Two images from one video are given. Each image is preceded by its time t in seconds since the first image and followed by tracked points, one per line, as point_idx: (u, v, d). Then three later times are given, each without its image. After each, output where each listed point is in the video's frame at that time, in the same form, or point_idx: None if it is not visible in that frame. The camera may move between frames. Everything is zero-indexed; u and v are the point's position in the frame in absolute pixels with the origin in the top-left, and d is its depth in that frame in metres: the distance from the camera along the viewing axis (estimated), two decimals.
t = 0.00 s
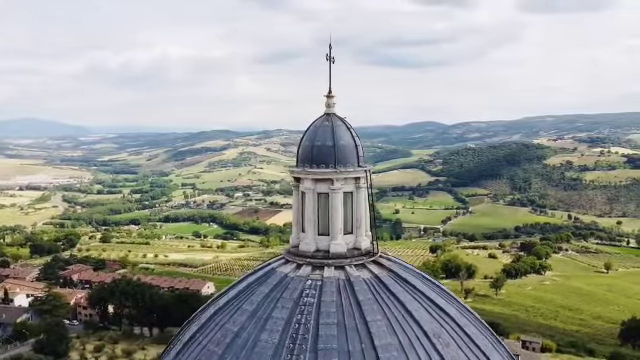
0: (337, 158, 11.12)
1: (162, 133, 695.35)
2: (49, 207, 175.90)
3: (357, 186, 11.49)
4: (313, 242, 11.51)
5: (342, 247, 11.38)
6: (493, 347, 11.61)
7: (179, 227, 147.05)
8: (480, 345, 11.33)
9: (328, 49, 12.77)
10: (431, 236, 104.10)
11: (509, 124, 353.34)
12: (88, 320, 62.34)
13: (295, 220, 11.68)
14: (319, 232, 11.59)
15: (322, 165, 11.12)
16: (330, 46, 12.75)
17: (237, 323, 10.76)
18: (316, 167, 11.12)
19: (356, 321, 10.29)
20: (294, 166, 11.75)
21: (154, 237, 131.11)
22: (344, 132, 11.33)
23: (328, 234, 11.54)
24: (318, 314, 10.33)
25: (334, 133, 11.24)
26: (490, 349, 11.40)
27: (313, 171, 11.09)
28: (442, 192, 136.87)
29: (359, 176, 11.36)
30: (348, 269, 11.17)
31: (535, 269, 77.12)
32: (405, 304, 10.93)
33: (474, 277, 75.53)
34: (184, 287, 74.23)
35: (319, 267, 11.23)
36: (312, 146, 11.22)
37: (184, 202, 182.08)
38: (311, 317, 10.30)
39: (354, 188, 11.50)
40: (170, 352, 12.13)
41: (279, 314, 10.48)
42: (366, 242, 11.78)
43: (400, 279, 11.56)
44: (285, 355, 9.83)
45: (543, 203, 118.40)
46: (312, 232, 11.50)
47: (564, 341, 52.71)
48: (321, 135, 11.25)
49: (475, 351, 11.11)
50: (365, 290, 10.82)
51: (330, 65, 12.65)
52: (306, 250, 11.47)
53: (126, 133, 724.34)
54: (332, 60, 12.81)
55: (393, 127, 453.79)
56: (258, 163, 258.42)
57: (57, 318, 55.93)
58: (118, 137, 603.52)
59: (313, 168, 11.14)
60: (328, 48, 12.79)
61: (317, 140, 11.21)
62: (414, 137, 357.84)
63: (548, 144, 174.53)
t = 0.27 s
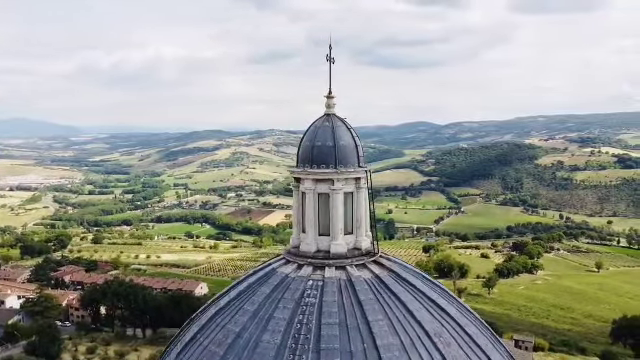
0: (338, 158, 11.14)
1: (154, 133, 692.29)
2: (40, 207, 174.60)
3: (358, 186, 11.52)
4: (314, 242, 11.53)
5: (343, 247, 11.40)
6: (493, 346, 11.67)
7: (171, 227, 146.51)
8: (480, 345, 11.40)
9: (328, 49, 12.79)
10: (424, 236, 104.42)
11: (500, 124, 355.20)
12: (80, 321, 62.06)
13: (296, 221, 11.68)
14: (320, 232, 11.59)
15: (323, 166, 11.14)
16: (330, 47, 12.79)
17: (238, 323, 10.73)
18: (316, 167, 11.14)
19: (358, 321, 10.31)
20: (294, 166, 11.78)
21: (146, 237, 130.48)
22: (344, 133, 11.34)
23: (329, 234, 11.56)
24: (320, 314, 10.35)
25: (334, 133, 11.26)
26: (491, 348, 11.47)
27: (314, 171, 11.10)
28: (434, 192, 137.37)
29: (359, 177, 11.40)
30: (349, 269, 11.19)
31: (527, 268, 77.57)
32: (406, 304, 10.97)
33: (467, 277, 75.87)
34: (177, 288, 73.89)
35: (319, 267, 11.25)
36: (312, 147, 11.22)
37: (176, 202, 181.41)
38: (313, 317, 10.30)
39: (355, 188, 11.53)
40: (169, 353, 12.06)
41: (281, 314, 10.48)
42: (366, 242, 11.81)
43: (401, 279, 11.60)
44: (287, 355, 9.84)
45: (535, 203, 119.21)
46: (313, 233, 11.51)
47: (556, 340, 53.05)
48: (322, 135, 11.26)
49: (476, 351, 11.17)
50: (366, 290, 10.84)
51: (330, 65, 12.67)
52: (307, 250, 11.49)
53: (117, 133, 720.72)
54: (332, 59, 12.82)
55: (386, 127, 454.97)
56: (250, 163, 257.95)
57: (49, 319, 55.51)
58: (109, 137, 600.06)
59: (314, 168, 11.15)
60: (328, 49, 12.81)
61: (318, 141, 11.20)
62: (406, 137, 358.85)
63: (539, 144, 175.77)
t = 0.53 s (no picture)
0: (338, 159, 11.14)
1: (146, 132, 688.95)
2: (30, 208, 173.13)
3: (358, 186, 11.52)
4: (314, 243, 11.52)
5: (343, 247, 11.41)
6: (493, 345, 11.78)
7: (163, 228, 145.86)
8: (481, 343, 11.47)
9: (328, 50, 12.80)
10: (417, 236, 104.63)
11: (492, 125, 356.99)
12: (72, 323, 61.69)
13: (296, 221, 11.66)
14: (320, 232, 11.60)
15: (323, 166, 11.15)
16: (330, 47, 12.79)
17: (239, 324, 10.71)
18: (317, 168, 11.15)
19: (360, 321, 10.32)
20: (294, 167, 11.78)
21: (138, 238, 129.77)
22: (344, 133, 11.33)
23: (329, 234, 11.58)
24: (321, 315, 10.34)
25: (335, 133, 11.25)
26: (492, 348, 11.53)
27: (314, 172, 11.12)
28: (427, 192, 137.78)
29: (359, 177, 11.40)
30: (349, 270, 11.20)
31: (520, 268, 78.00)
32: (407, 304, 10.99)
33: (460, 276, 76.13)
34: (170, 288, 73.59)
35: (320, 267, 11.25)
36: (313, 147, 11.22)
37: (168, 203, 180.66)
38: (314, 318, 10.30)
39: (355, 188, 11.54)
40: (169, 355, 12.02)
41: (282, 315, 10.46)
42: (367, 242, 11.81)
43: (400, 279, 11.63)
44: (289, 356, 9.83)
45: (526, 202, 119.96)
46: (313, 233, 11.51)
47: (549, 339, 53.38)
48: (322, 135, 11.27)
49: (477, 349, 11.21)
50: (367, 290, 10.85)
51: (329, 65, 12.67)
52: (307, 251, 11.48)
53: (108, 133, 716.84)
54: (332, 59, 12.81)
55: (379, 127, 455.97)
56: (243, 163, 257.43)
57: (41, 321, 55.05)
58: (101, 137, 596.18)
59: (314, 168, 11.16)
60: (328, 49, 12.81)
61: (319, 141, 11.21)
62: (399, 137, 359.68)
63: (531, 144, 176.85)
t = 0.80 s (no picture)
0: (338, 159, 11.15)
1: (138, 132, 684.20)
2: (21, 209, 171.60)
3: (358, 187, 11.55)
4: (315, 243, 11.54)
5: (344, 247, 11.41)
6: (492, 344, 11.84)
7: (156, 228, 145.21)
8: (481, 342, 11.52)
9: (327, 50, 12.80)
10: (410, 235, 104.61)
11: (484, 125, 358.70)
12: (65, 324, 61.18)
13: (296, 221, 11.68)
14: (321, 233, 11.61)
15: (324, 166, 11.15)
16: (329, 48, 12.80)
17: (241, 325, 10.71)
18: (317, 168, 11.16)
19: (361, 321, 10.35)
20: (295, 166, 11.78)
21: (130, 239, 129.07)
22: (345, 133, 11.33)
23: (329, 234, 11.58)
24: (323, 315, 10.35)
25: (335, 133, 11.26)
26: (491, 346, 11.61)
27: (315, 172, 11.13)
28: (420, 192, 138.14)
29: (359, 177, 11.43)
30: (350, 269, 11.21)
31: (512, 267, 78.45)
32: (408, 303, 11.04)
33: (453, 276, 76.38)
34: (163, 289, 73.30)
35: (321, 267, 11.25)
36: (313, 148, 11.25)
37: (161, 203, 179.87)
38: (316, 318, 10.31)
39: (355, 189, 11.57)
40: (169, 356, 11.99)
41: (284, 315, 10.44)
42: (367, 242, 11.81)
43: (401, 278, 11.66)
44: (292, 356, 9.84)
45: (518, 202, 120.70)
46: (314, 233, 11.52)
47: (541, 337, 53.71)
48: (322, 135, 11.28)
49: (477, 347, 11.27)
50: (368, 290, 10.87)
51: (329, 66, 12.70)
52: (308, 251, 11.48)
53: (99, 133, 712.94)
54: (331, 60, 12.81)
55: (371, 127, 456.73)
56: (236, 163, 256.83)
57: (32, 323, 54.58)
58: (92, 138, 592.17)
59: (314, 169, 11.18)
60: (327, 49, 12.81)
61: (319, 142, 11.23)
62: (392, 137, 360.40)
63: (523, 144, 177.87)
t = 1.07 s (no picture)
0: (339, 158, 11.17)
1: (129, 132, 681.47)
2: (11, 210, 170.27)
3: (359, 186, 11.60)
4: (316, 242, 11.54)
5: (344, 247, 11.44)
6: (493, 343, 11.90)
7: (148, 228, 144.52)
8: (481, 341, 11.60)
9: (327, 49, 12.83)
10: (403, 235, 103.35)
11: (476, 125, 360.33)
12: (56, 326, 60.69)
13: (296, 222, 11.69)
14: (321, 233, 11.62)
15: (324, 166, 11.17)
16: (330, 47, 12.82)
17: (243, 325, 10.69)
18: (318, 168, 11.19)
19: (363, 321, 10.36)
20: (295, 166, 11.80)
21: (122, 239, 128.38)
22: (345, 133, 11.36)
23: (330, 234, 11.58)
24: (325, 314, 10.36)
25: (336, 133, 11.29)
26: (491, 345, 11.68)
27: (315, 172, 11.16)
28: (412, 192, 138.64)
29: (360, 177, 11.47)
30: (351, 269, 11.23)
31: (504, 266, 78.92)
32: (409, 303, 11.07)
33: (445, 275, 76.59)
34: (155, 290, 72.98)
35: (322, 267, 11.25)
36: (314, 147, 11.27)
37: (153, 204, 179.15)
38: (318, 318, 10.31)
39: (356, 188, 11.61)
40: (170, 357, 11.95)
41: (286, 315, 10.44)
42: (367, 242, 11.84)
43: (402, 278, 11.68)
44: (294, 355, 9.85)
45: (510, 202, 121.38)
46: (315, 233, 11.52)
47: (534, 336, 54.03)
48: (323, 135, 11.32)
49: (477, 347, 11.33)
50: (369, 290, 10.89)
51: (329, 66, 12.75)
52: (309, 251, 11.49)
53: (91, 134, 708.94)
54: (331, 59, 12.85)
55: (364, 127, 457.38)
56: (228, 163, 256.22)
57: (24, 325, 54.16)
58: (83, 138, 588.40)
59: (316, 168, 11.19)
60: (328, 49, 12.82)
61: (320, 142, 11.27)
62: (384, 137, 361.18)
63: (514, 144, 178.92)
